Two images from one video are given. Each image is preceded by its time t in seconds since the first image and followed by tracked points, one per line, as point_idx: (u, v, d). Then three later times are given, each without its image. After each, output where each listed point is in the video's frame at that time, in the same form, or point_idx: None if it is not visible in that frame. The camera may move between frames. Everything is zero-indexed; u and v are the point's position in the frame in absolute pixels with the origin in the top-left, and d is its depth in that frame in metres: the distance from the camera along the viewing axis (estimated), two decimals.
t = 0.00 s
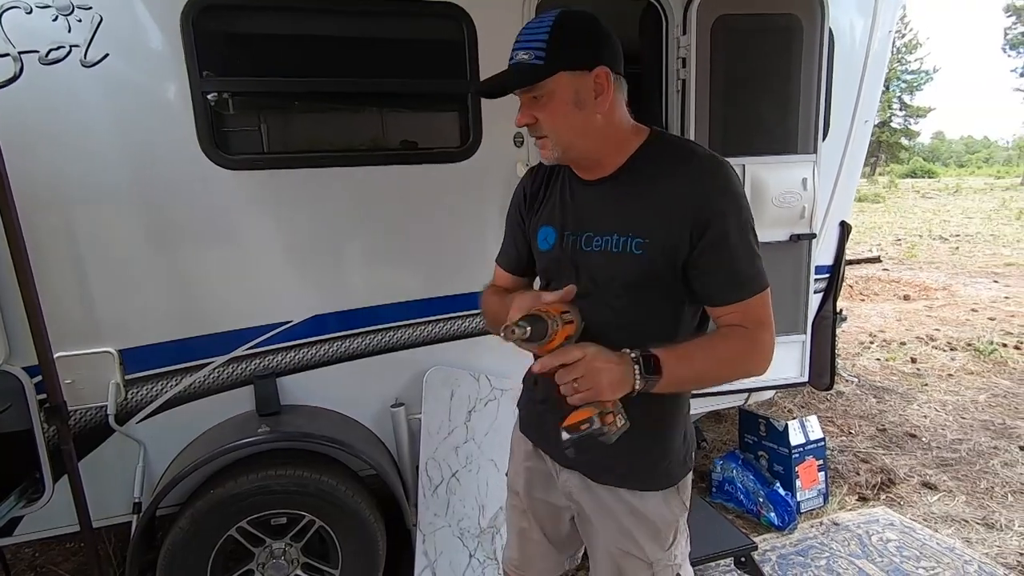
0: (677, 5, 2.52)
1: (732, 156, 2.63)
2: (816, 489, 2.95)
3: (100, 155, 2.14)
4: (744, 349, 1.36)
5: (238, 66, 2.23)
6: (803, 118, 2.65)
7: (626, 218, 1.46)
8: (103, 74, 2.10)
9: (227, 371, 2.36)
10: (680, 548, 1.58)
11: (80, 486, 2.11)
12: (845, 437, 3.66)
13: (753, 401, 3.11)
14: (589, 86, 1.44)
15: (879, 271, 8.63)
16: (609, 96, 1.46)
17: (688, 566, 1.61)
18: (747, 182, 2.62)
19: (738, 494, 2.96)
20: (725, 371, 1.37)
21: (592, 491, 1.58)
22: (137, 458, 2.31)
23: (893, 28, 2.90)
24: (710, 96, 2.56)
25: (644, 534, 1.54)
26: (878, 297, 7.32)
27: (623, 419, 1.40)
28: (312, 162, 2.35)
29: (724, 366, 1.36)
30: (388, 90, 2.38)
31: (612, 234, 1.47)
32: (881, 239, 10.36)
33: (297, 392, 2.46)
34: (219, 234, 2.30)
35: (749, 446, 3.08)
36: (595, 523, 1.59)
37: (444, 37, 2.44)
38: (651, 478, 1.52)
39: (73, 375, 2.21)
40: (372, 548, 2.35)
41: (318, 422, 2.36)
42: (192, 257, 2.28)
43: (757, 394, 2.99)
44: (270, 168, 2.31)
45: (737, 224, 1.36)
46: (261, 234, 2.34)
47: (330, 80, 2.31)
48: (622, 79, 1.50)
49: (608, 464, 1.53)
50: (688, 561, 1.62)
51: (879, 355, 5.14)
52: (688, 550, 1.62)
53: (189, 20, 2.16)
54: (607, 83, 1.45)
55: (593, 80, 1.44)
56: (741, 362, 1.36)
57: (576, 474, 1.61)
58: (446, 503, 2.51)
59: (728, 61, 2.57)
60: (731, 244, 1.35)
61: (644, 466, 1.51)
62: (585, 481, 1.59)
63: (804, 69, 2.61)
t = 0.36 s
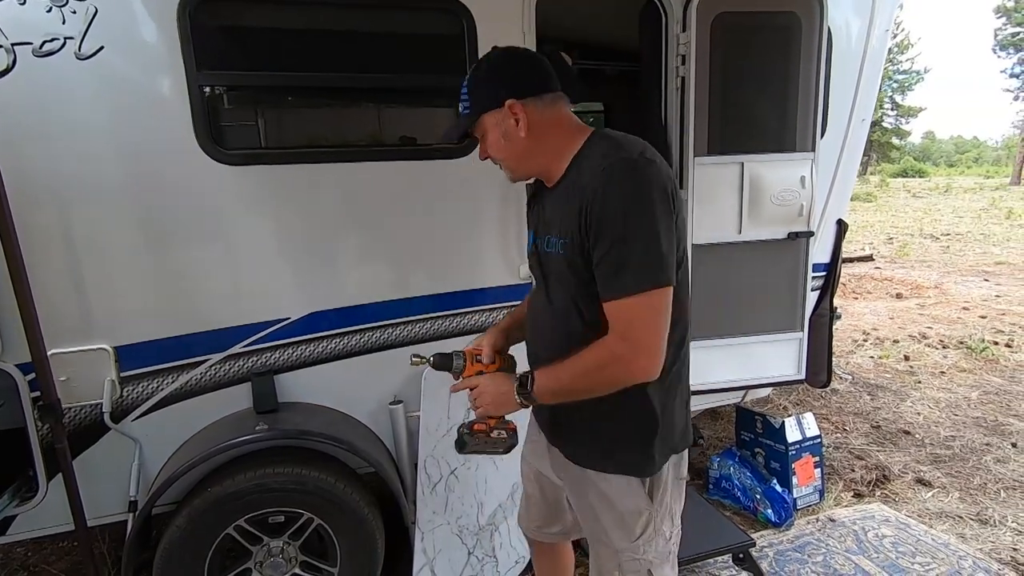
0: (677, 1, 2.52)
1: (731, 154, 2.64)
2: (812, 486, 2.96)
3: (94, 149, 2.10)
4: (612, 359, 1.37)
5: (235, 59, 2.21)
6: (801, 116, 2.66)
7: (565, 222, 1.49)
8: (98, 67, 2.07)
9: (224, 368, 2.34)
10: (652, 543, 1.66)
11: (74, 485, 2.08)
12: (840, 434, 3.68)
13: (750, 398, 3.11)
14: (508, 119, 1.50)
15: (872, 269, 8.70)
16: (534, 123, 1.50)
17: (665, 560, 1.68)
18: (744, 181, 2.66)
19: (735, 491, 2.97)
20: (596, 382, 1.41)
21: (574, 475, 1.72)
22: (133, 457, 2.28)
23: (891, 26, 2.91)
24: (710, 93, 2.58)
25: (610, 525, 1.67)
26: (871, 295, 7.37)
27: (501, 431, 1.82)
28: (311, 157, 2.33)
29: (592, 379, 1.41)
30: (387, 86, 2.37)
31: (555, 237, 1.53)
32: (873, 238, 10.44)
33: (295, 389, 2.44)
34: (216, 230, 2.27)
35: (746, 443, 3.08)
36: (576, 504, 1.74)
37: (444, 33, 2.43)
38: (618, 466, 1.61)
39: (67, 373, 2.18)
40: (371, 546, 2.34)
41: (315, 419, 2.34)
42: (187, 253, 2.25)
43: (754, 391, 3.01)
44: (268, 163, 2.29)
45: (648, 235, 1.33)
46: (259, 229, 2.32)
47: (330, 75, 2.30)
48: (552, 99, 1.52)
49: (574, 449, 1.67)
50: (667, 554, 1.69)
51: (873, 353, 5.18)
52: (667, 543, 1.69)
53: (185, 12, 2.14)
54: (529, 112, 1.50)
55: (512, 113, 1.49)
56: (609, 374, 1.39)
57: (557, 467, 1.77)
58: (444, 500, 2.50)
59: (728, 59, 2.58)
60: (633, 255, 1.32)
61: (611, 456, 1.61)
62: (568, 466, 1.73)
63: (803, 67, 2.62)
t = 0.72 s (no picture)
0: None
1: (742, 150, 2.63)
2: (820, 485, 2.95)
3: (104, 141, 2.10)
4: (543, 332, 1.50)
5: (244, 52, 2.20)
6: (812, 114, 2.67)
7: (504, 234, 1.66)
8: (108, 59, 2.07)
9: (232, 362, 2.34)
10: (608, 511, 1.82)
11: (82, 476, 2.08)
12: (848, 433, 3.68)
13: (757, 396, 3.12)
14: (461, 153, 1.74)
15: (879, 268, 8.66)
16: (481, 151, 1.73)
17: (623, 528, 1.82)
18: (755, 177, 2.66)
19: (741, 489, 2.97)
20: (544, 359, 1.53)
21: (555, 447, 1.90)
22: (141, 449, 2.29)
23: (904, 22, 2.89)
24: (721, 89, 2.56)
25: (570, 491, 1.87)
26: (879, 294, 7.35)
27: (500, 451, 1.90)
28: (320, 151, 2.32)
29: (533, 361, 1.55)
30: (397, 79, 2.37)
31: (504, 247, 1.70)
32: (880, 237, 10.41)
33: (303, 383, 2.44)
34: (224, 223, 2.27)
35: (753, 441, 3.10)
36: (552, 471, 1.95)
37: (453, 26, 2.42)
38: (594, 434, 1.76)
39: (75, 365, 2.18)
40: (377, 540, 2.34)
41: (322, 413, 2.35)
42: (196, 246, 2.25)
43: (761, 389, 3.00)
44: (277, 156, 2.28)
45: (546, 224, 1.49)
46: (267, 222, 2.32)
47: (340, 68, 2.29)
48: (496, 128, 1.74)
49: (560, 426, 1.80)
50: (628, 523, 1.83)
51: (881, 352, 5.17)
52: (628, 513, 1.83)
53: (195, 4, 2.13)
54: (476, 143, 1.73)
55: (460, 147, 1.74)
56: (550, 345, 1.51)
57: (541, 436, 1.98)
58: (450, 495, 2.51)
59: (740, 55, 2.56)
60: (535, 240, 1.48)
61: (584, 427, 1.76)
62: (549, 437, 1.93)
63: (815, 63, 2.62)
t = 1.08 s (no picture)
0: None
1: (749, 145, 2.62)
2: (824, 482, 2.94)
3: (108, 134, 2.10)
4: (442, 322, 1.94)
5: (248, 44, 2.19)
6: (819, 108, 2.65)
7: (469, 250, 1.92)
8: (112, 51, 2.06)
9: (236, 356, 2.34)
10: (547, 497, 2.02)
11: (88, 467, 2.07)
12: (853, 430, 3.67)
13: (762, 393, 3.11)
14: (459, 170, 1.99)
15: (886, 264, 8.62)
16: (473, 167, 1.97)
17: (556, 516, 2.01)
18: (762, 172, 2.64)
19: (745, 486, 2.96)
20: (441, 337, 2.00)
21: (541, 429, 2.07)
22: (146, 442, 2.29)
23: (914, 16, 2.86)
24: (728, 83, 2.54)
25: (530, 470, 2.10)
26: (885, 290, 7.32)
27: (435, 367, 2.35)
28: (324, 145, 2.32)
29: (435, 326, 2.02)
30: (401, 72, 2.36)
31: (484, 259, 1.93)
32: (887, 234, 10.36)
33: (307, 377, 2.44)
34: (228, 217, 2.27)
35: (757, 438, 3.09)
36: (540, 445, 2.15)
37: (458, 19, 2.41)
38: (571, 419, 1.91)
39: (79, 358, 2.18)
40: (381, 534, 2.35)
41: (326, 407, 2.35)
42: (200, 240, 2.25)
43: (766, 386, 2.99)
44: (282, 149, 2.28)
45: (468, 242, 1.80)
46: (271, 216, 2.31)
47: (344, 61, 2.28)
48: (486, 146, 1.95)
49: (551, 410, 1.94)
50: (560, 513, 2.01)
51: (886, 349, 5.14)
52: (564, 504, 2.00)
53: None
54: (468, 160, 1.97)
55: (456, 162, 1.98)
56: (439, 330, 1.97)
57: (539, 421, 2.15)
58: (454, 490, 2.47)
59: (746, 48, 2.54)
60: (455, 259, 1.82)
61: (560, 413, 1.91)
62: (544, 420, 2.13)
63: (822, 57, 2.60)
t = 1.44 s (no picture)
0: None
1: (756, 139, 2.60)
2: (829, 479, 2.93)
3: (114, 128, 2.10)
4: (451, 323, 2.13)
5: (254, 38, 2.19)
6: (827, 103, 2.64)
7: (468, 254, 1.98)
8: (117, 46, 2.06)
9: (241, 350, 2.35)
10: (540, 483, 2.01)
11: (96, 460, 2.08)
12: (858, 427, 3.65)
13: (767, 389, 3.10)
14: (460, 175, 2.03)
15: (892, 261, 8.60)
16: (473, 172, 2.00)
17: (545, 502, 1.99)
18: (768, 167, 2.63)
19: (750, 482, 2.96)
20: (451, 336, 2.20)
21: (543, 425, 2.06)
22: (152, 436, 2.30)
23: (924, 9, 2.84)
24: (735, 77, 2.53)
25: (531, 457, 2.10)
26: (891, 287, 7.29)
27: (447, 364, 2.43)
28: (329, 139, 2.32)
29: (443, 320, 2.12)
30: (406, 67, 2.35)
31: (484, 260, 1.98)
32: (894, 231, 10.32)
33: (312, 371, 2.45)
34: (234, 211, 2.27)
35: (762, 434, 3.09)
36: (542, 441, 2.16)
37: (464, 13, 2.40)
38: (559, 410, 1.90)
39: (87, 352, 2.19)
40: (386, 528, 2.35)
41: (331, 401, 2.35)
42: (206, 234, 2.25)
43: (771, 382, 2.98)
44: (287, 144, 2.28)
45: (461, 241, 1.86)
46: (276, 210, 2.31)
47: (349, 55, 2.27)
48: (484, 152, 1.98)
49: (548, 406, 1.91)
50: (550, 499, 1.98)
51: (892, 345, 5.13)
52: (552, 491, 1.97)
53: None
54: (468, 166, 2.01)
55: (456, 168, 2.03)
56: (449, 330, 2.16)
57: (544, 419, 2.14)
58: (459, 486, 2.49)
59: (754, 41, 2.52)
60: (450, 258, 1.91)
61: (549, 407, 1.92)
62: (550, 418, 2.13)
63: (831, 50, 2.58)
